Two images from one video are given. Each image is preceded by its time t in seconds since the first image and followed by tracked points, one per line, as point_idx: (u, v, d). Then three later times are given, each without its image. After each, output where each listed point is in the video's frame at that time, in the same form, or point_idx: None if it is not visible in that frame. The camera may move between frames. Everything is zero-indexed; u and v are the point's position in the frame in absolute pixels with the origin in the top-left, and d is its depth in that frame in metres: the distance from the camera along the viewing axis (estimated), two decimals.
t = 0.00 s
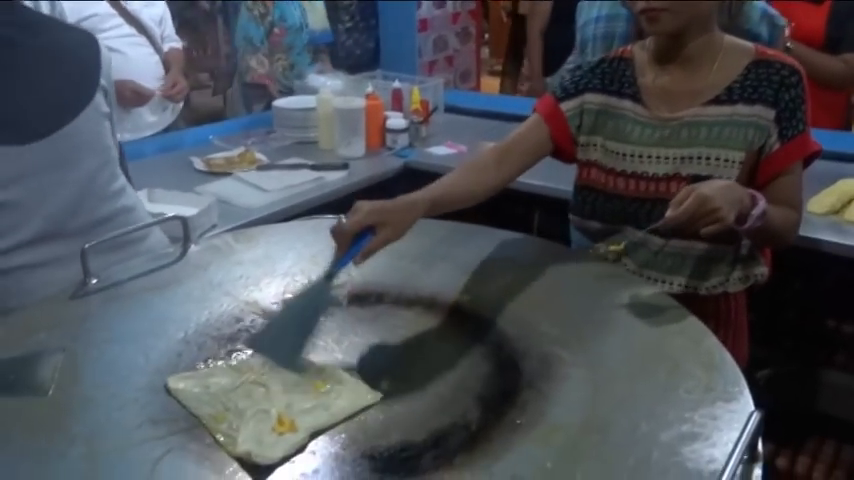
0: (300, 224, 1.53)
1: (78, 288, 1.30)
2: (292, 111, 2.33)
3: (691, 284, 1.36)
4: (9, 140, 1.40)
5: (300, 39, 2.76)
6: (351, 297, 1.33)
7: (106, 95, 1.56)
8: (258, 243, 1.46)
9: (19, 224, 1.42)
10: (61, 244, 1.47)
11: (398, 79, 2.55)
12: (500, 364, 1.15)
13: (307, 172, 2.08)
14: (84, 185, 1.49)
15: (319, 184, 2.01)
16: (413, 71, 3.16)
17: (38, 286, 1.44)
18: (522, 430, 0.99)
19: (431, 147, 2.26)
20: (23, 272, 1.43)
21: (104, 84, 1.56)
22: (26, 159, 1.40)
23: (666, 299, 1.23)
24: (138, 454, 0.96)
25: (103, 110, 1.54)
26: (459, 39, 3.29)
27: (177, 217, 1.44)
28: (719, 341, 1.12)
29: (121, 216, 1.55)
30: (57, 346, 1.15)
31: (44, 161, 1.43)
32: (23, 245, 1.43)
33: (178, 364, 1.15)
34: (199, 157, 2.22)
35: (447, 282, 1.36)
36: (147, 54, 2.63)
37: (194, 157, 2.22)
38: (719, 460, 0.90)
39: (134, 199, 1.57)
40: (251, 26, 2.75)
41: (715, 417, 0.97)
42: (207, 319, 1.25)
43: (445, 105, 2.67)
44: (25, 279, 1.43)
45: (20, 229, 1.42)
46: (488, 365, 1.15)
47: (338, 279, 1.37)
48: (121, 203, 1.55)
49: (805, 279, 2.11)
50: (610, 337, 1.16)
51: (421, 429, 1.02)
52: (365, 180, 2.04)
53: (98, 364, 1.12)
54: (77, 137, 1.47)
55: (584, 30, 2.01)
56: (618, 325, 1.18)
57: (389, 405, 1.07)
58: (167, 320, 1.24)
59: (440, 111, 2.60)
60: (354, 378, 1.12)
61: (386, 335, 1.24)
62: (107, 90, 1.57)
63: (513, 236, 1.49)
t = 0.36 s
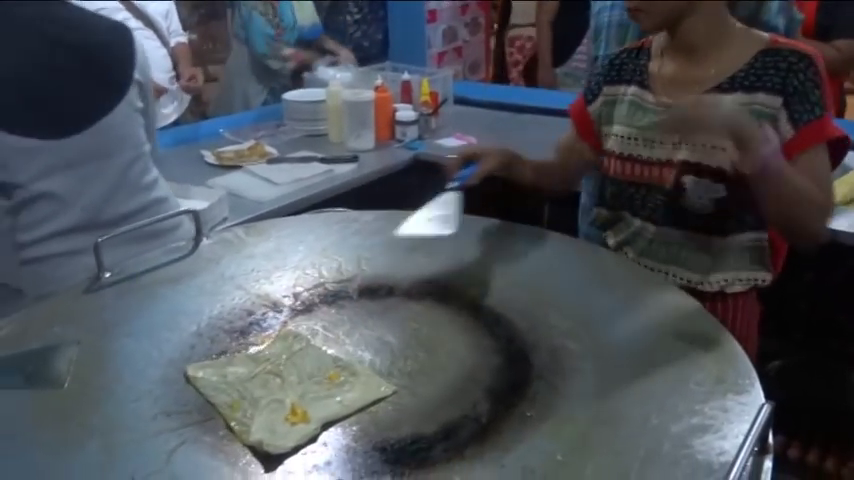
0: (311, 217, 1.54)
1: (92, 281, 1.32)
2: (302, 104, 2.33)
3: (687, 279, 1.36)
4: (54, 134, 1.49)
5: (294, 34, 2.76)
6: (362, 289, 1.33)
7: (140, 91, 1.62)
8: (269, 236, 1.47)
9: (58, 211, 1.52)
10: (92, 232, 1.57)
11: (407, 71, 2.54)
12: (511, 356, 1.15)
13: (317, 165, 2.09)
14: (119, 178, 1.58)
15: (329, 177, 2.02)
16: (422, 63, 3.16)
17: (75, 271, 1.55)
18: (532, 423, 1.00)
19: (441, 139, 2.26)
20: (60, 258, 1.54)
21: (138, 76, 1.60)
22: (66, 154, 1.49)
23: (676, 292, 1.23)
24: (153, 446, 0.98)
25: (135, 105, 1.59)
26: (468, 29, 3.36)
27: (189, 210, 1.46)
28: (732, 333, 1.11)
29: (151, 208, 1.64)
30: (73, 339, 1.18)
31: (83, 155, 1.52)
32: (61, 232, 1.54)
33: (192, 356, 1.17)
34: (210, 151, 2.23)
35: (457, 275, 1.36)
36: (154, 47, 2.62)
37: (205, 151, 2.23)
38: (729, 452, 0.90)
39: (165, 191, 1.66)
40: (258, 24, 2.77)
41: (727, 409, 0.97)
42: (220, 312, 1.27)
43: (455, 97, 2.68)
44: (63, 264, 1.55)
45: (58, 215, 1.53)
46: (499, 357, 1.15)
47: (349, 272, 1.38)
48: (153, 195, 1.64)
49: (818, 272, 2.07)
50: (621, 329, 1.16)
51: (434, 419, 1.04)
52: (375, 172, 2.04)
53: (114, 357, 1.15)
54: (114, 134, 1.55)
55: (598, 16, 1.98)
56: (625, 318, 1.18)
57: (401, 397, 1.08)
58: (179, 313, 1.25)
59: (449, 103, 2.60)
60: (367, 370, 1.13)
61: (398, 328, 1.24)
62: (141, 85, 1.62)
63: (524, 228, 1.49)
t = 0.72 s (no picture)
0: (326, 205, 1.54)
1: (110, 268, 1.34)
2: (315, 94, 2.32)
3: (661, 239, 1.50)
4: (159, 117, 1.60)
5: (299, 16, 2.88)
6: (377, 276, 1.34)
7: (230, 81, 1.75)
8: (283, 224, 1.48)
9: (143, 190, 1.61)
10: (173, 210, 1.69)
11: (418, 61, 2.54)
12: (526, 342, 1.16)
13: (330, 154, 2.10)
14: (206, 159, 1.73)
15: (342, 166, 2.02)
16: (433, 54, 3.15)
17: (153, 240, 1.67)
18: (545, 407, 1.02)
19: (453, 129, 2.26)
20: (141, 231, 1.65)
21: (228, 68, 1.72)
22: (164, 134, 1.62)
23: (692, 279, 1.23)
24: (174, 428, 1.01)
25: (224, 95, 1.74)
26: (480, 20, 3.42)
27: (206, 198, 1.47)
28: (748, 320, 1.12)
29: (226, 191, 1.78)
30: (92, 325, 1.21)
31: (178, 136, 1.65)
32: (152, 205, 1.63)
33: (210, 343, 1.19)
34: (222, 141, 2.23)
35: (472, 262, 1.36)
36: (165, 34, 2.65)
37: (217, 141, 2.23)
38: (747, 438, 0.90)
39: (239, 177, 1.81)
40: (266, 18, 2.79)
41: (744, 396, 0.97)
42: (236, 298, 1.29)
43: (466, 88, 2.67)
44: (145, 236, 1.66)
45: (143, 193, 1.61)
46: (515, 344, 1.16)
47: (364, 259, 1.38)
48: (234, 179, 1.80)
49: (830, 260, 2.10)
50: (636, 315, 1.16)
51: (451, 404, 1.06)
52: (388, 162, 2.04)
53: (133, 341, 1.18)
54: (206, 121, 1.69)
55: (597, 9, 1.98)
56: (641, 304, 1.19)
57: (418, 382, 1.10)
58: (197, 299, 1.28)
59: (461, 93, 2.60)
60: (383, 355, 1.15)
61: (413, 313, 1.25)
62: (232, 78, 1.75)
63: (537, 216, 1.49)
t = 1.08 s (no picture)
0: (343, 197, 1.55)
1: (131, 258, 1.38)
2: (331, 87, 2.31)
3: (647, 224, 1.51)
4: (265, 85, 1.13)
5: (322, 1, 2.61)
6: (394, 268, 1.35)
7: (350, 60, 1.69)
8: (300, 217, 1.50)
9: (258, 156, 1.68)
10: (286, 178, 1.72)
11: (432, 54, 2.54)
12: (543, 333, 1.16)
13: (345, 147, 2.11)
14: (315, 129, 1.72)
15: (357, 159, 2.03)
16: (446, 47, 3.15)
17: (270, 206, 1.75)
18: (559, 394, 1.04)
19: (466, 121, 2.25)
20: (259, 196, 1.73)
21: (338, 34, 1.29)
22: (283, 103, 1.65)
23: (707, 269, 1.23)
24: (197, 415, 1.05)
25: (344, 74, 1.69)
26: (494, 12, 3.38)
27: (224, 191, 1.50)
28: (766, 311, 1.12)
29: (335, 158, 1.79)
30: (115, 313, 1.26)
31: (292, 108, 1.66)
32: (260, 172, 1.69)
33: (230, 333, 1.23)
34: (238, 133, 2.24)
35: (488, 254, 1.37)
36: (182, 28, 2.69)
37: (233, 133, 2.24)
38: (767, 429, 0.91)
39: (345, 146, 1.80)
40: None
41: (763, 387, 0.97)
42: (254, 288, 1.32)
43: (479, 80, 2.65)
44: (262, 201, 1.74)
45: (258, 159, 1.68)
46: (533, 334, 1.16)
47: (381, 250, 1.40)
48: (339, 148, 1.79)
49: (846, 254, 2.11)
50: (651, 304, 1.17)
51: (468, 392, 1.08)
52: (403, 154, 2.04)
53: (155, 330, 1.22)
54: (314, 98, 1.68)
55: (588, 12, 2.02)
56: (656, 294, 1.19)
57: (436, 372, 1.12)
58: (216, 289, 1.32)
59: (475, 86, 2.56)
60: (402, 346, 1.17)
61: (431, 303, 1.26)
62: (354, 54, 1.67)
63: (552, 207, 1.50)
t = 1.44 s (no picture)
0: (356, 190, 1.56)
1: (146, 249, 1.40)
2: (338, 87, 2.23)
3: (665, 218, 1.52)
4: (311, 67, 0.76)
5: None
6: (407, 260, 1.36)
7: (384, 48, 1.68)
8: (314, 209, 1.51)
9: (297, 134, 1.71)
10: (319, 158, 1.73)
11: (444, 47, 2.54)
12: (554, 325, 1.17)
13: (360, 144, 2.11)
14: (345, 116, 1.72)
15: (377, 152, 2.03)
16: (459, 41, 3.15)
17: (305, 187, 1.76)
18: (569, 385, 1.05)
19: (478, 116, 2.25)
20: (294, 175, 1.75)
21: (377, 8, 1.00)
22: (325, 86, 1.66)
23: (720, 263, 1.23)
24: (213, 403, 1.07)
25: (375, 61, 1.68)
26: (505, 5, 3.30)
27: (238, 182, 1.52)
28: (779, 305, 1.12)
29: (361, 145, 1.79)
30: (131, 302, 1.28)
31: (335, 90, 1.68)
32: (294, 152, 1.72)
33: (244, 323, 1.25)
34: (250, 126, 2.25)
35: (501, 247, 1.37)
36: (203, 24, 2.55)
37: (245, 126, 2.25)
38: (778, 422, 0.91)
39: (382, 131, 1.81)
40: None
41: (774, 381, 0.97)
42: (267, 279, 1.34)
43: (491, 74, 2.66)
44: (295, 181, 1.76)
45: (297, 138, 1.71)
46: (545, 327, 1.17)
47: (393, 242, 1.41)
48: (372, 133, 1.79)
49: None
50: (663, 296, 1.17)
51: (480, 383, 1.09)
52: (415, 148, 2.04)
53: (169, 319, 1.24)
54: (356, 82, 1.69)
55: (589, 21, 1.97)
56: (666, 287, 1.19)
57: (448, 363, 1.14)
58: (230, 280, 1.34)
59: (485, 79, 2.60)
60: (414, 337, 1.18)
61: (443, 295, 1.27)
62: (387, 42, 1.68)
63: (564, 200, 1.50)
